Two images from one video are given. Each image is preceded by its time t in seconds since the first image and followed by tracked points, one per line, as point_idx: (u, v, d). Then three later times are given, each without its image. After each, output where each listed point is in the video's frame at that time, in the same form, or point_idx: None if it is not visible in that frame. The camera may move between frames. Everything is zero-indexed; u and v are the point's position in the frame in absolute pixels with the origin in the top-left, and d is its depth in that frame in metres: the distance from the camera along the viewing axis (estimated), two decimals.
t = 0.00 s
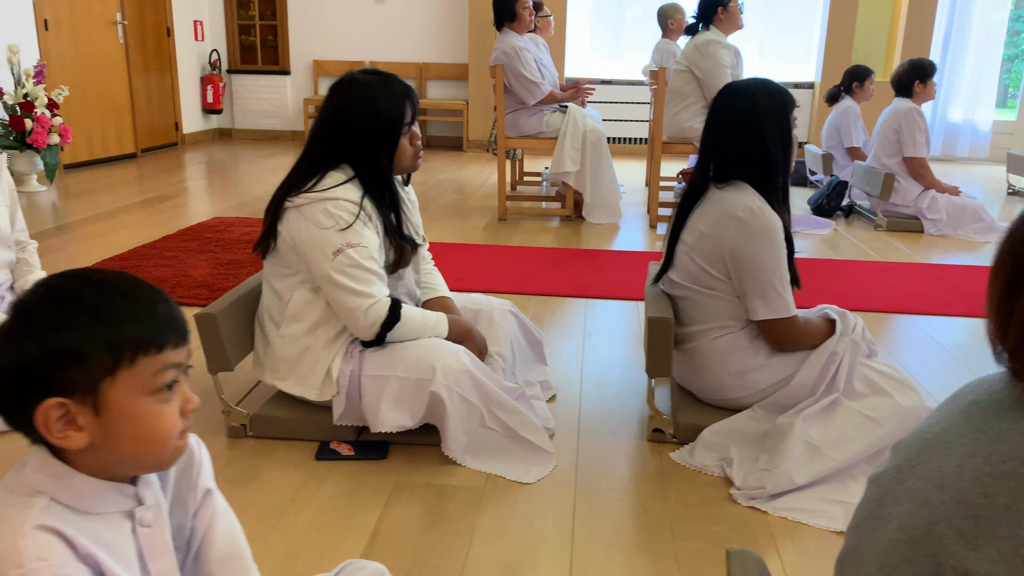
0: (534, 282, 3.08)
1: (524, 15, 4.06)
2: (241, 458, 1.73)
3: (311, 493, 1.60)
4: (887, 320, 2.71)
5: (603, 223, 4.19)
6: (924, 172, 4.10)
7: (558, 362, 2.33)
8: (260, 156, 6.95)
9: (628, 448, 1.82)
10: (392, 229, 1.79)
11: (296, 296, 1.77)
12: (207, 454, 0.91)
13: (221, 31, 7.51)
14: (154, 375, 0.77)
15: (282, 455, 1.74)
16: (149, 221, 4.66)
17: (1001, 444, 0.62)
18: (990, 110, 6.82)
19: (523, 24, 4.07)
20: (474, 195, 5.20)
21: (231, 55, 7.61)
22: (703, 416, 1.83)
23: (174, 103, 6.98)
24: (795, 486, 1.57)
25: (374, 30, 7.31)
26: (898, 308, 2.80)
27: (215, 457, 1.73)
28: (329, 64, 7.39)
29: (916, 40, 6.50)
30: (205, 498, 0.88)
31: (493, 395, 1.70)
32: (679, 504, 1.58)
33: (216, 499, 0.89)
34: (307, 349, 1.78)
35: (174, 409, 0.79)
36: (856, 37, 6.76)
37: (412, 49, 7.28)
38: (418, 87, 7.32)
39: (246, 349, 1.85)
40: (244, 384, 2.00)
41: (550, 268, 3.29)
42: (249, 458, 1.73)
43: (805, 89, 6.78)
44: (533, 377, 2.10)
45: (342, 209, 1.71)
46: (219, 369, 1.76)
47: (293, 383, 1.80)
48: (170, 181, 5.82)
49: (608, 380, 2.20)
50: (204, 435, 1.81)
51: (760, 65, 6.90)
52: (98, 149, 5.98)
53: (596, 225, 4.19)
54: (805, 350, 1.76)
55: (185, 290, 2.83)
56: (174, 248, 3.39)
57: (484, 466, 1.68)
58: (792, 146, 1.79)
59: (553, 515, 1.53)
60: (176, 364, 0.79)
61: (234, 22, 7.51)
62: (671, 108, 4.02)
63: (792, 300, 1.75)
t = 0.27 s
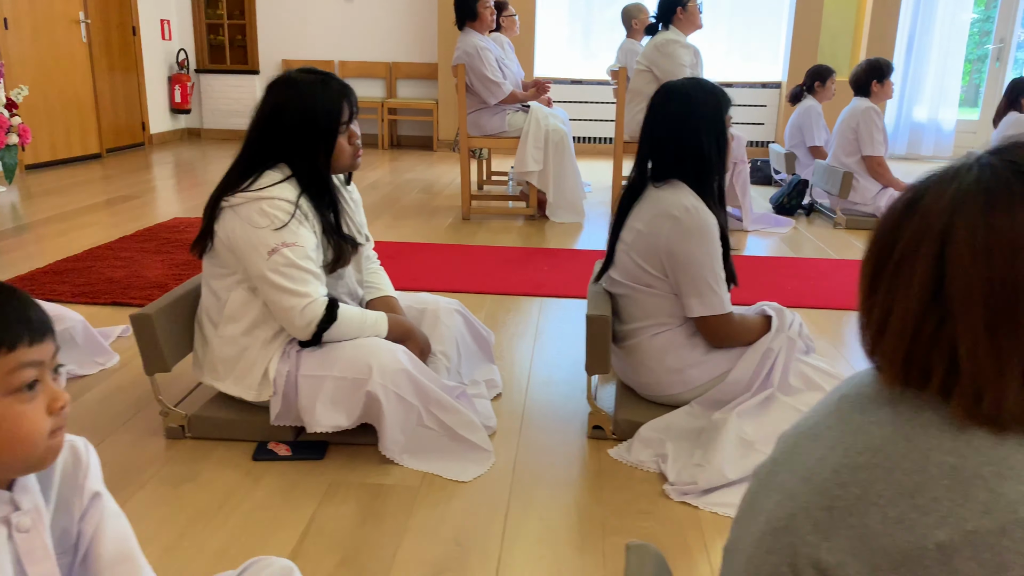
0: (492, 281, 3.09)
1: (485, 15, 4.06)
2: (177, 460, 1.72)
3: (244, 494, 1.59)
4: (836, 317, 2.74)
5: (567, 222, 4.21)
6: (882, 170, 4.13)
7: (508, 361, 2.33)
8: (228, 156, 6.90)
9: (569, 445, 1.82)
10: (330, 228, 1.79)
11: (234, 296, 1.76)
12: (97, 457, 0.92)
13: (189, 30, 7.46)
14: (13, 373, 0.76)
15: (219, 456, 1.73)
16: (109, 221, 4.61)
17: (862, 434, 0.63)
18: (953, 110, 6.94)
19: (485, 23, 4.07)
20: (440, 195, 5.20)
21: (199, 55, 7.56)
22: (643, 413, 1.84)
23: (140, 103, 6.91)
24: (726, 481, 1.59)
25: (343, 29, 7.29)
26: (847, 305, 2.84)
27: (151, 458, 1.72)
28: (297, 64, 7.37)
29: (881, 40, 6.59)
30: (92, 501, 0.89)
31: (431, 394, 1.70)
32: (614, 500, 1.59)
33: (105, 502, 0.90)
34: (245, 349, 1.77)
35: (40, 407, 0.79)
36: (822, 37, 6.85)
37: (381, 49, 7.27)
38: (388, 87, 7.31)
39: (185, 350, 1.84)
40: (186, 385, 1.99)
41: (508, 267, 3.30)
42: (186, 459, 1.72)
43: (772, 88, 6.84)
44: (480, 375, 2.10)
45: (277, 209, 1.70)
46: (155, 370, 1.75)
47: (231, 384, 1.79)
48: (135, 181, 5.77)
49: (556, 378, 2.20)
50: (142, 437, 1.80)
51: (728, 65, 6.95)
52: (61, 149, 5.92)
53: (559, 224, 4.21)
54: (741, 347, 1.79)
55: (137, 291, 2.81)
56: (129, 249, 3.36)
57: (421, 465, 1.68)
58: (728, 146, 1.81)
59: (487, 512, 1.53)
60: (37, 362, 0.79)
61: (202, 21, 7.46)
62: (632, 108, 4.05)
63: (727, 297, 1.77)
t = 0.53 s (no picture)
0: (451, 281, 3.12)
1: (449, 16, 4.09)
2: (117, 459, 1.73)
3: (181, 492, 1.61)
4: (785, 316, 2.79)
5: (532, 222, 4.24)
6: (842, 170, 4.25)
7: (458, 360, 2.36)
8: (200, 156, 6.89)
9: (508, 442, 1.85)
10: (270, 229, 1.81)
11: (175, 297, 1.78)
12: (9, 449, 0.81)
13: (161, 30, 7.43)
14: None
15: (160, 455, 1.75)
16: (74, 221, 4.59)
17: (705, 427, 0.66)
18: (920, 109, 6.93)
19: (449, 25, 4.10)
20: (409, 195, 5.22)
21: (172, 55, 7.54)
22: (581, 410, 1.87)
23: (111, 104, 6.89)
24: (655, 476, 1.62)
25: (316, 29, 7.29)
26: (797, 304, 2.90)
27: (91, 458, 1.73)
28: (270, 64, 7.36)
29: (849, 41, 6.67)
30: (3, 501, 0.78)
31: (369, 393, 1.72)
32: (546, 496, 1.62)
33: (15, 503, 0.79)
34: (187, 349, 1.79)
35: None
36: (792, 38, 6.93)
37: (354, 49, 7.28)
38: (362, 87, 7.32)
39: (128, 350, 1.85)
40: (131, 386, 2.00)
41: (469, 267, 3.32)
42: (126, 459, 1.73)
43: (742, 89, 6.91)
44: (426, 374, 2.13)
45: (217, 210, 1.72)
46: (96, 371, 1.76)
47: (173, 384, 1.81)
48: (104, 181, 5.75)
49: (504, 376, 2.23)
50: (84, 437, 1.81)
51: (699, 65, 7.00)
52: (30, 150, 5.88)
53: (524, 224, 4.24)
54: (675, 345, 1.83)
55: (94, 292, 2.81)
56: (90, 250, 3.35)
57: (359, 463, 1.71)
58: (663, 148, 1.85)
59: (419, 508, 1.56)
60: None
61: (174, 21, 7.44)
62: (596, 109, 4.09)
63: (662, 296, 1.81)
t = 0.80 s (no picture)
0: (419, 280, 3.15)
1: (422, 17, 4.12)
2: (72, 456, 1.75)
3: (133, 488, 1.63)
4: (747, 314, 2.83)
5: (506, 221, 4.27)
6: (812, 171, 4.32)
7: (420, 358, 2.39)
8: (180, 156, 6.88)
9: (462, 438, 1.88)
10: (225, 229, 1.83)
11: (130, 296, 1.80)
12: None
13: (142, 30, 7.42)
14: None
15: (115, 452, 1.77)
16: (49, 221, 4.59)
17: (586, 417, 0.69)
18: (897, 110, 7.12)
19: (422, 26, 4.12)
20: (387, 195, 5.24)
21: (152, 55, 7.53)
22: (534, 407, 1.90)
23: (90, 103, 6.87)
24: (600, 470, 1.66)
25: (297, 30, 7.30)
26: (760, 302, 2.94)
27: (46, 456, 1.75)
28: (251, 64, 7.37)
29: (825, 42, 6.74)
30: None
31: (321, 390, 1.75)
32: (495, 490, 1.65)
33: None
34: (142, 348, 1.80)
35: None
36: (769, 39, 7.01)
37: (335, 50, 7.29)
38: (342, 87, 7.34)
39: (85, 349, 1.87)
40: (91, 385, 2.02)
41: (439, 267, 3.35)
42: (81, 456, 1.75)
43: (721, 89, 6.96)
44: (386, 372, 2.16)
45: (170, 210, 1.74)
46: (52, 369, 1.78)
47: (129, 382, 1.83)
48: (82, 181, 5.74)
49: (464, 374, 2.26)
50: (41, 435, 1.83)
51: (678, 66, 7.05)
52: (7, 150, 5.86)
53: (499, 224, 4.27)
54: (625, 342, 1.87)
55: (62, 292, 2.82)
56: (60, 250, 3.36)
57: (311, 459, 1.73)
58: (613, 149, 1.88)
59: (367, 503, 1.59)
60: None
61: (155, 21, 7.43)
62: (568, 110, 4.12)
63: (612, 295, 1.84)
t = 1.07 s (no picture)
0: (398, 279, 3.16)
1: (404, 17, 4.13)
2: (38, 453, 1.76)
3: (99, 483, 1.64)
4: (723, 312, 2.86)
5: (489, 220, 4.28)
6: (793, 170, 4.34)
7: (393, 356, 2.40)
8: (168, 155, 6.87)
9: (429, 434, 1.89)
10: (192, 226, 1.84)
11: (98, 293, 1.80)
12: None
13: (129, 29, 7.41)
14: None
15: (82, 449, 1.77)
16: (33, 220, 4.59)
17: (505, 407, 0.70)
18: (883, 109, 7.18)
19: (404, 25, 4.14)
20: (372, 194, 5.25)
21: (140, 54, 7.52)
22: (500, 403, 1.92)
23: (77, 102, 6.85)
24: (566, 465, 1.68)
25: (285, 29, 7.30)
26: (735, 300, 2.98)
27: (13, 453, 1.76)
28: (239, 63, 7.37)
29: (811, 43, 6.77)
30: None
31: (287, 386, 1.76)
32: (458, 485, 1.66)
33: None
34: (111, 345, 1.81)
35: None
36: (756, 39, 7.04)
37: (323, 49, 7.29)
38: (331, 87, 7.34)
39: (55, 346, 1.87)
40: (61, 382, 2.02)
41: (418, 266, 3.36)
42: (48, 452, 1.76)
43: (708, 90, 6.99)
44: (357, 369, 2.17)
45: (137, 208, 1.75)
46: (19, 365, 1.79)
47: (97, 379, 1.83)
48: (68, 180, 5.73)
49: (435, 370, 2.27)
50: (9, 432, 1.83)
51: (665, 66, 7.07)
52: None
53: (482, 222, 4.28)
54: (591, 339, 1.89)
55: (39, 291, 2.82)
56: (40, 249, 3.36)
57: (276, 455, 1.75)
58: (578, 148, 1.89)
59: (329, 499, 1.60)
60: None
61: (143, 21, 7.42)
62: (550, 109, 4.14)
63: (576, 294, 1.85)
